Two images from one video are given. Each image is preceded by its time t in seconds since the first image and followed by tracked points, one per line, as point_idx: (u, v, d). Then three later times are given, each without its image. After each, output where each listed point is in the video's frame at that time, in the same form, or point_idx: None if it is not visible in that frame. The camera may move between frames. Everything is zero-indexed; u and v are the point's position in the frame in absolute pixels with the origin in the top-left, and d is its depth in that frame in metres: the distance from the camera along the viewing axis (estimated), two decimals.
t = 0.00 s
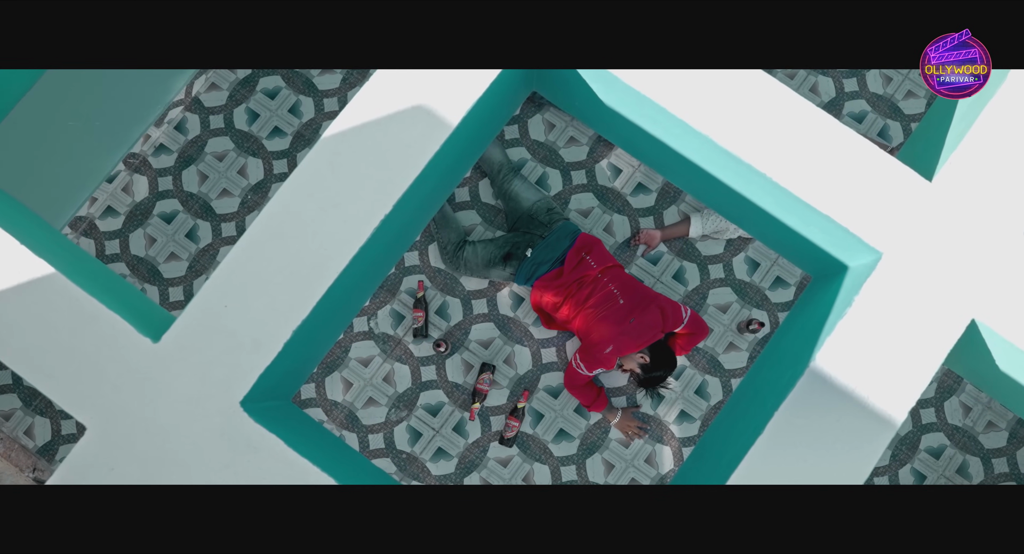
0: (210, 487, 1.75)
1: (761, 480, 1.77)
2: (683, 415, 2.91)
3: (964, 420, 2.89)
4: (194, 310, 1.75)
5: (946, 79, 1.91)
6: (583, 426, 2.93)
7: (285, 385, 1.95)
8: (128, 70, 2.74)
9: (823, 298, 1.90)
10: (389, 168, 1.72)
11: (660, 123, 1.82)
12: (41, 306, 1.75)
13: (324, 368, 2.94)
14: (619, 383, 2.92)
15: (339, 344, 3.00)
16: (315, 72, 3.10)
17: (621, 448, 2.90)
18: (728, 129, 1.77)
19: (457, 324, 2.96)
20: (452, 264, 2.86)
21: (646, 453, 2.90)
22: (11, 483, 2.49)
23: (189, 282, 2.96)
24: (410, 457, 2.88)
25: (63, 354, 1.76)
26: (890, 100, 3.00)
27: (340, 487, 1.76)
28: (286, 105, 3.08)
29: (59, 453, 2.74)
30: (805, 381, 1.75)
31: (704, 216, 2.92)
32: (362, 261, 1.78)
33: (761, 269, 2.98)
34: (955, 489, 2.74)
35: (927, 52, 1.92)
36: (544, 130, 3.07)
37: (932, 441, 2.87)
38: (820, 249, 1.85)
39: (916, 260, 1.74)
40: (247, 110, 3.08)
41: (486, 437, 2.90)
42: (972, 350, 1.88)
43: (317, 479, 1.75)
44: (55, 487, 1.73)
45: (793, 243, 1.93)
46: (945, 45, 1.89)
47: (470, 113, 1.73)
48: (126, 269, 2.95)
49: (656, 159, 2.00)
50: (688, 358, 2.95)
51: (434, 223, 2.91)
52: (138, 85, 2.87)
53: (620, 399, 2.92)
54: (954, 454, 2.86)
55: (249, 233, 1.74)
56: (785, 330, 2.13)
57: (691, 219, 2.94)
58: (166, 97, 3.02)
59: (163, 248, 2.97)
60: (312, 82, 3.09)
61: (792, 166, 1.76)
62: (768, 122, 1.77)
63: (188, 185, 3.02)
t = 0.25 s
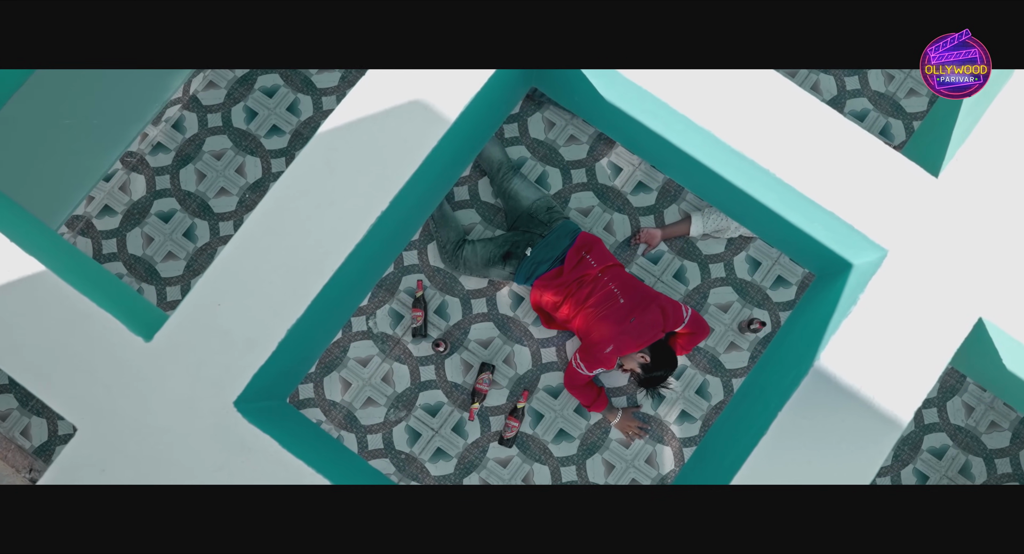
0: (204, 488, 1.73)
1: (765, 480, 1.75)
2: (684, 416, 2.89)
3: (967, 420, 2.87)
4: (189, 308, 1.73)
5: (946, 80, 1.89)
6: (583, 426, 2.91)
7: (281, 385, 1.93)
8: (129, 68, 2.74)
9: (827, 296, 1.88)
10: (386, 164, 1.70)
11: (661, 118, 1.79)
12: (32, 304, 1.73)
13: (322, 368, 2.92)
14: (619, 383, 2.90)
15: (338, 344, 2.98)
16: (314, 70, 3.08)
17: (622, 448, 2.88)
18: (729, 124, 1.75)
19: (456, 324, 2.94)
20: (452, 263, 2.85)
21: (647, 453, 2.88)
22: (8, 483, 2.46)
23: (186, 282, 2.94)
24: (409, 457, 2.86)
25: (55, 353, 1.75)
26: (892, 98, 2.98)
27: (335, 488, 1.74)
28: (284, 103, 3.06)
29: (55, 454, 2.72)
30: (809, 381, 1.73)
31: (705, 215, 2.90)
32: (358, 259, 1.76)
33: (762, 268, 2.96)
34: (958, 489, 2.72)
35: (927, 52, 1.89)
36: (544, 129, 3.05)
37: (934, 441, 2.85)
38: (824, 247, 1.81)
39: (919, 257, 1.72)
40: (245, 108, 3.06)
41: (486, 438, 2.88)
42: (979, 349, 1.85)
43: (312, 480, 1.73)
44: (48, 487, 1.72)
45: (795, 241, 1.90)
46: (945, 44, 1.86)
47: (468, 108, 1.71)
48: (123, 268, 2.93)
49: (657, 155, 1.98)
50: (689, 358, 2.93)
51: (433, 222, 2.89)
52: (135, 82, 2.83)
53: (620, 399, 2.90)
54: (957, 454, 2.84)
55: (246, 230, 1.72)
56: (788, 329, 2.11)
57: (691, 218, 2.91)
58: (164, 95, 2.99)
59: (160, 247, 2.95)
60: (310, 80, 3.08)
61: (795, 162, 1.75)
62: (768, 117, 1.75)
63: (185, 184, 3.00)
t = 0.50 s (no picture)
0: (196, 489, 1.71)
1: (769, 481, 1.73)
2: (685, 416, 2.87)
3: (969, 420, 2.85)
4: (185, 306, 1.71)
5: (946, 79, 1.93)
6: (583, 426, 2.89)
7: (276, 385, 1.91)
8: (126, 67, 2.75)
9: (831, 294, 1.86)
10: (383, 160, 1.68)
11: (662, 114, 1.78)
12: (23, 302, 1.72)
13: (320, 368, 2.90)
14: (619, 382, 2.88)
15: (336, 344, 2.96)
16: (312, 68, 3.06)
17: (622, 449, 2.86)
18: (732, 120, 1.73)
19: (455, 323, 2.92)
20: (451, 262, 2.83)
21: (648, 454, 2.86)
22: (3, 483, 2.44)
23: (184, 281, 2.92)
24: (408, 458, 2.84)
25: (46, 352, 1.73)
26: (894, 96, 2.96)
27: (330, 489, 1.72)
28: (282, 102, 3.04)
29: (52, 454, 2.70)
30: (814, 380, 1.71)
31: (706, 213, 2.88)
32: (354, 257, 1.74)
33: (763, 267, 2.94)
34: (961, 489, 2.70)
35: (927, 52, 1.93)
36: (544, 127, 3.03)
37: (937, 441, 2.83)
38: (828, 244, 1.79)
39: (923, 254, 1.70)
40: (243, 107, 3.04)
41: (485, 438, 2.86)
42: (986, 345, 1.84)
43: (306, 482, 1.71)
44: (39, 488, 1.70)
45: (798, 238, 1.89)
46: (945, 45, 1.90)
47: (466, 102, 1.69)
48: (120, 267, 2.91)
49: (658, 151, 1.97)
50: (690, 357, 2.91)
51: (432, 221, 2.87)
52: (132, 81, 2.83)
53: (620, 399, 2.88)
54: (960, 454, 2.82)
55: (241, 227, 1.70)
56: (792, 328, 2.09)
57: (692, 217, 2.89)
58: (161, 94, 2.99)
59: (158, 246, 2.93)
60: (308, 78, 3.06)
61: (799, 157, 1.73)
62: (772, 112, 1.73)
63: (183, 182, 2.98)
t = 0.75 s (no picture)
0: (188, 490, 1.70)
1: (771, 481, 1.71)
2: (686, 416, 2.85)
3: (972, 420, 2.83)
4: (180, 304, 1.69)
5: (946, 79, 1.95)
6: (583, 427, 2.87)
7: (269, 384, 1.89)
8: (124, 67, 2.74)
9: (835, 292, 1.84)
10: (379, 156, 1.66)
11: (663, 109, 1.76)
12: (11, 300, 1.69)
13: (318, 368, 2.88)
14: (620, 382, 2.86)
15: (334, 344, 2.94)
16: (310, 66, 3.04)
17: (622, 449, 2.84)
18: (736, 115, 1.71)
19: (454, 323, 2.90)
20: (450, 261, 2.81)
21: (648, 454, 2.84)
22: None
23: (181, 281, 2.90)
24: (407, 458, 2.82)
25: (36, 351, 1.71)
26: (896, 94, 2.94)
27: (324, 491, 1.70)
28: (280, 100, 3.02)
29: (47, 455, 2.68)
30: (818, 379, 1.69)
31: (707, 212, 2.85)
32: (348, 254, 1.72)
33: (765, 267, 2.92)
34: (963, 490, 2.68)
35: (927, 52, 1.95)
36: (544, 125, 3.01)
37: (940, 441, 2.81)
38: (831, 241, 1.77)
39: (926, 251, 1.68)
40: (241, 105, 3.02)
41: (484, 438, 2.84)
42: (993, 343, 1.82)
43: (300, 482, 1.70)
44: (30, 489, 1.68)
45: (802, 234, 1.87)
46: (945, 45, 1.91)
47: (463, 97, 1.67)
48: (117, 266, 2.89)
49: (659, 147, 1.95)
50: (690, 357, 2.89)
51: (431, 220, 2.85)
52: (128, 78, 2.82)
53: (620, 399, 2.86)
54: (962, 455, 2.80)
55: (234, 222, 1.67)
56: (795, 326, 2.07)
57: (693, 216, 2.87)
58: (157, 92, 2.97)
59: (155, 245, 2.91)
60: (306, 76, 3.04)
61: (804, 153, 1.70)
62: (777, 107, 1.71)
63: (180, 181, 2.96)
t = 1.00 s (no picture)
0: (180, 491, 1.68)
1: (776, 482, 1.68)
2: (687, 415, 2.83)
3: (975, 420, 2.81)
4: (176, 301, 1.67)
5: (947, 79, 1.94)
6: (583, 426, 2.85)
7: (263, 383, 1.87)
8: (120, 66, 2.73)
9: (841, 290, 1.82)
10: (374, 150, 1.64)
11: (665, 103, 1.74)
12: None
13: (316, 368, 2.86)
14: (620, 382, 2.84)
15: (333, 343, 2.92)
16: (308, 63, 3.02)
17: (623, 450, 2.82)
18: (739, 109, 1.69)
19: (453, 322, 2.88)
20: (449, 260, 2.79)
21: (649, 454, 2.82)
22: None
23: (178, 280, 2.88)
24: (406, 458, 2.80)
25: (27, 350, 1.69)
26: (898, 92, 2.92)
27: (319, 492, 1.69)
28: (278, 98, 3.01)
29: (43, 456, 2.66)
30: (823, 378, 1.67)
31: (708, 211, 2.83)
32: (343, 251, 1.70)
33: (766, 266, 2.90)
34: (966, 490, 2.66)
35: (928, 52, 1.91)
36: (544, 123, 2.99)
37: (942, 442, 2.79)
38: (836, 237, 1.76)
39: (929, 247, 1.66)
40: (239, 103, 3.00)
41: (484, 439, 2.82)
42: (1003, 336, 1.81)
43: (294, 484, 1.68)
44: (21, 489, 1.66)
45: (806, 231, 1.85)
46: (945, 45, 1.88)
47: (460, 91, 1.65)
48: (114, 265, 2.87)
49: (661, 142, 1.93)
50: (691, 356, 2.87)
51: (429, 219, 2.83)
52: (126, 77, 2.82)
53: (621, 399, 2.84)
54: (965, 455, 2.78)
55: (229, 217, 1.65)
56: (799, 325, 2.06)
57: (693, 214, 2.85)
58: (154, 90, 2.95)
59: (152, 244, 2.89)
60: (305, 74, 3.02)
61: (808, 148, 1.68)
62: (780, 102, 1.69)
63: (177, 180, 2.94)
